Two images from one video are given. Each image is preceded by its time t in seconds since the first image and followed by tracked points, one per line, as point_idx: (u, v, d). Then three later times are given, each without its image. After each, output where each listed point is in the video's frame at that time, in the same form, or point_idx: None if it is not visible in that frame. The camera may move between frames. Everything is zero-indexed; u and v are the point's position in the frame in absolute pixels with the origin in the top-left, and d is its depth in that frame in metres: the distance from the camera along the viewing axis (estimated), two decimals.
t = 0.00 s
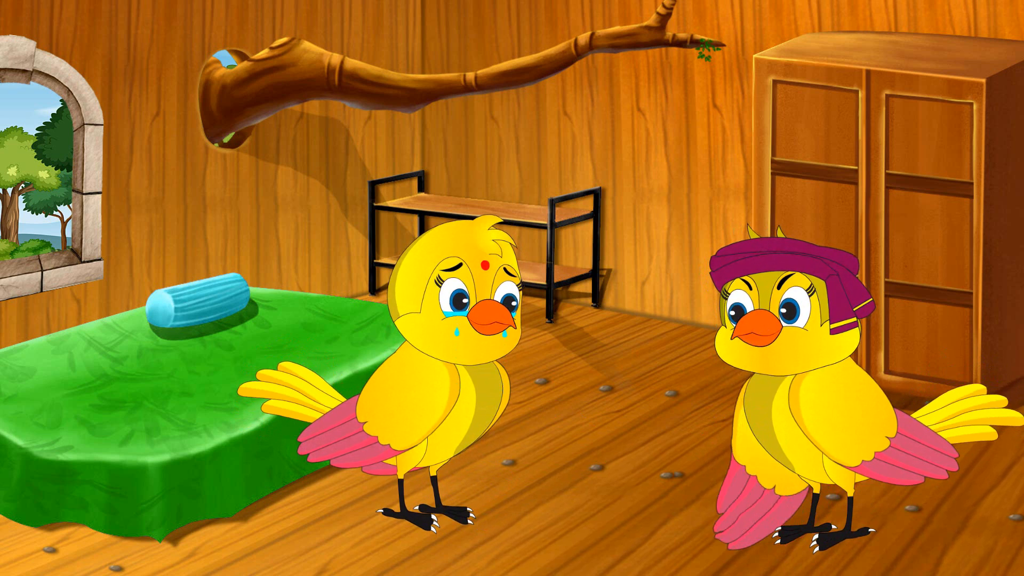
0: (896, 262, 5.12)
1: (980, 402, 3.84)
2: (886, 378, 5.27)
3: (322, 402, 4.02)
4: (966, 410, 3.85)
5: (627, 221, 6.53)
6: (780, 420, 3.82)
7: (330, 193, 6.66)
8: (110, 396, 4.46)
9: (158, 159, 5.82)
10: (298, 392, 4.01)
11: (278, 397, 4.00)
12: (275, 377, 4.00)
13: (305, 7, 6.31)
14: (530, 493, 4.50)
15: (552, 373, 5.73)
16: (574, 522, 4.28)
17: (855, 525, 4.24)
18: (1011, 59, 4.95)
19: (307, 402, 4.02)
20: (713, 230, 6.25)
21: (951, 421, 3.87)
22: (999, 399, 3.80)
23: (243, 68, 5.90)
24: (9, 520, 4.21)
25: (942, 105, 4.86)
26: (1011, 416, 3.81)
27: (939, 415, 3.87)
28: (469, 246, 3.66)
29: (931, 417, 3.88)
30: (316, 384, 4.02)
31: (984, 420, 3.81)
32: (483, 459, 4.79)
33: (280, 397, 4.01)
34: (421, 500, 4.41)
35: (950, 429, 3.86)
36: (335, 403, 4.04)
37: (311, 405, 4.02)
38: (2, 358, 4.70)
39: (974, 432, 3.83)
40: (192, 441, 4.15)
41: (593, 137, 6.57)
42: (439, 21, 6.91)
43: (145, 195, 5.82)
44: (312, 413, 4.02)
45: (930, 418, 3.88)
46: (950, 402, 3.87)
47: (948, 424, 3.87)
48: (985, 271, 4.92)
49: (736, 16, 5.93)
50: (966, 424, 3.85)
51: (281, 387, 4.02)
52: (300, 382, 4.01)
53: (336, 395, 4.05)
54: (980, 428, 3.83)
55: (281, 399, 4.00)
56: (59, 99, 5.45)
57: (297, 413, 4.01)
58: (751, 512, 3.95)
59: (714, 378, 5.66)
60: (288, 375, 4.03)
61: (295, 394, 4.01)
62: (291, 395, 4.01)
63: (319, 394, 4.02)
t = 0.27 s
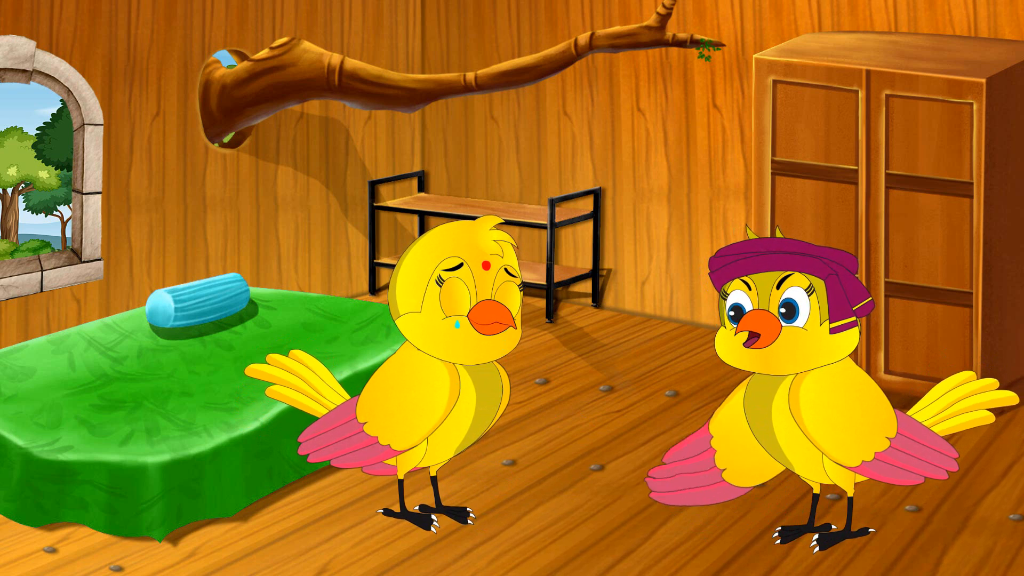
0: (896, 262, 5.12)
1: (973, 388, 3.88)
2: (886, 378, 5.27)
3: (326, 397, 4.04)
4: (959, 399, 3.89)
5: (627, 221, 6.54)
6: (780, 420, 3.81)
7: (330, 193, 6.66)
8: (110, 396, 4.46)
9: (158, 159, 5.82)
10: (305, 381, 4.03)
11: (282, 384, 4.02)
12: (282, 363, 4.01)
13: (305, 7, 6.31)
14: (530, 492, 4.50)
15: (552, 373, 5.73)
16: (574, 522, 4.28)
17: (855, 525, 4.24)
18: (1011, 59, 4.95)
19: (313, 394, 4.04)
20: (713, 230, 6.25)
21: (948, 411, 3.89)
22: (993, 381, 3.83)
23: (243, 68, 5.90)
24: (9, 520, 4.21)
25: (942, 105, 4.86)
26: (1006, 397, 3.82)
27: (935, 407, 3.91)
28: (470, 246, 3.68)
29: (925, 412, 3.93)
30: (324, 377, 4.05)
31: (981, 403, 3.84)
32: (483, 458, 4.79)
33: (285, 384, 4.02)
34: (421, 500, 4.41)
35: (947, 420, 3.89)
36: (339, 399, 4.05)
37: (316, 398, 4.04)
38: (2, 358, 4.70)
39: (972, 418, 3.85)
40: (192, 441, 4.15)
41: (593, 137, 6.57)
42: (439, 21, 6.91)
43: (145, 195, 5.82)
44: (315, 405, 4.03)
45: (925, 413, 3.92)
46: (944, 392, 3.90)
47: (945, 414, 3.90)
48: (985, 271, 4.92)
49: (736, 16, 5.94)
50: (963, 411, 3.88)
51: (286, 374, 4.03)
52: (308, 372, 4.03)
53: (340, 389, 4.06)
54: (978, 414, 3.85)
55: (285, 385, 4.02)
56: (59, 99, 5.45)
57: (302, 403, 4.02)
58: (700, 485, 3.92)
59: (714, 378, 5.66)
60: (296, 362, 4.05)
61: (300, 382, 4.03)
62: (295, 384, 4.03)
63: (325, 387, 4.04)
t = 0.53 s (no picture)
0: (896, 262, 5.12)
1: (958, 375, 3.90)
2: (886, 378, 5.27)
3: (327, 393, 4.03)
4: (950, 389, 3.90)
5: (627, 221, 6.54)
6: (780, 420, 3.81)
7: (330, 193, 6.66)
8: (110, 396, 4.46)
9: (158, 159, 5.82)
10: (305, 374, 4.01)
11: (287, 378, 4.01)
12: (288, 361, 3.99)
13: (305, 7, 6.31)
14: (530, 492, 4.50)
15: (552, 373, 5.73)
16: (574, 522, 4.28)
17: (855, 525, 4.24)
18: (1011, 59, 4.95)
19: (314, 390, 4.02)
20: (713, 230, 6.25)
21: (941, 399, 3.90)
22: (981, 364, 3.89)
23: (243, 68, 5.90)
24: (9, 520, 4.21)
25: (942, 105, 4.86)
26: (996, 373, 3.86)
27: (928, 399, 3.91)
28: (472, 246, 3.68)
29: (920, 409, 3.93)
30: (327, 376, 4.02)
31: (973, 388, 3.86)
32: (483, 458, 4.79)
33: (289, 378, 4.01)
34: (421, 500, 4.41)
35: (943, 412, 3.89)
36: (339, 396, 4.04)
37: (317, 393, 4.03)
38: (2, 358, 4.70)
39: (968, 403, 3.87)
40: (192, 441, 4.15)
41: (593, 137, 6.57)
42: (439, 21, 6.91)
43: (145, 195, 5.82)
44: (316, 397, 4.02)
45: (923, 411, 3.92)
46: (936, 384, 3.91)
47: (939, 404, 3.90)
48: (985, 271, 4.92)
49: (736, 16, 5.94)
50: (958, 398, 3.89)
51: (291, 367, 4.01)
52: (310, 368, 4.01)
53: (338, 385, 4.04)
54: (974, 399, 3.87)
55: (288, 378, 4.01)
56: (59, 99, 5.45)
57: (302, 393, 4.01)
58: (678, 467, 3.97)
59: (714, 378, 5.66)
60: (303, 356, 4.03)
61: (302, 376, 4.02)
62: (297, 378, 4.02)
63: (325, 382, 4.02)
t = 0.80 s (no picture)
0: (896, 262, 5.12)
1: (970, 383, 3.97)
2: (886, 378, 5.27)
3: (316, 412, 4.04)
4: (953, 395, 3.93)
5: (627, 221, 6.53)
6: (780, 420, 3.81)
7: (330, 193, 6.66)
8: (110, 396, 4.46)
9: (158, 159, 5.82)
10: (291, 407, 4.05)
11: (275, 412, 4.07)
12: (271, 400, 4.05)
13: (305, 7, 6.31)
14: (530, 493, 4.50)
15: (552, 373, 5.73)
16: (574, 522, 4.28)
17: (855, 525, 4.24)
18: (1011, 59, 4.95)
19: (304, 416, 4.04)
20: (713, 230, 6.25)
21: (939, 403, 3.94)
22: (989, 372, 4.01)
23: (243, 68, 5.90)
24: (9, 520, 4.21)
25: (942, 105, 4.86)
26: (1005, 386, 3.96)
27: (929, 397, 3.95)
28: (473, 246, 3.68)
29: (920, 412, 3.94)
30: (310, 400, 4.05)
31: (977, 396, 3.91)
32: (483, 459, 4.79)
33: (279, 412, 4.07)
34: (421, 500, 4.41)
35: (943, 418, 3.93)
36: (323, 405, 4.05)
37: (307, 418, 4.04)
38: (2, 358, 4.70)
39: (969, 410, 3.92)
40: (192, 441, 4.15)
41: (593, 137, 6.57)
42: (439, 21, 6.91)
43: (145, 195, 5.82)
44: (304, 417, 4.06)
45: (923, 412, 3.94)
46: (943, 384, 3.93)
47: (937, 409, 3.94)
48: (985, 271, 4.92)
49: (736, 16, 5.94)
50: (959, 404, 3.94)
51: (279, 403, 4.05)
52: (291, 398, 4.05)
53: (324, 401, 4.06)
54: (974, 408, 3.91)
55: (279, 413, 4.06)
56: (59, 99, 5.45)
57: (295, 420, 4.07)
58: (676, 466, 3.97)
59: (714, 378, 5.66)
60: (291, 383, 4.11)
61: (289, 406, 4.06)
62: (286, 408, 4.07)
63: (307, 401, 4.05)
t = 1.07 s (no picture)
0: (896, 262, 5.12)
1: (993, 414, 3.98)
2: (886, 378, 5.27)
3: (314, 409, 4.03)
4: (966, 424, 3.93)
5: (627, 221, 6.53)
6: (780, 420, 3.81)
7: (330, 193, 6.66)
8: (110, 396, 4.46)
9: (158, 159, 5.82)
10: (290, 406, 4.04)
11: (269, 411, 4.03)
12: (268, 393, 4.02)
13: (305, 7, 6.31)
14: (530, 492, 4.50)
15: (552, 373, 5.73)
16: (574, 522, 4.28)
17: (855, 525, 4.24)
18: (1011, 59, 4.95)
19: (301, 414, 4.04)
20: (713, 230, 6.25)
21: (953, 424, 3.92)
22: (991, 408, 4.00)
23: (243, 68, 5.90)
24: (9, 520, 4.21)
25: (942, 105, 4.86)
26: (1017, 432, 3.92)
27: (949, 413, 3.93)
28: (474, 247, 3.67)
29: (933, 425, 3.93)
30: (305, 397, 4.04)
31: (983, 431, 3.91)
32: (483, 459, 4.79)
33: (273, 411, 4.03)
34: (421, 500, 4.41)
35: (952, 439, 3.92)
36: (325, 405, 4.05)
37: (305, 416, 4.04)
38: (2, 358, 4.70)
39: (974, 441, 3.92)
40: (192, 441, 4.15)
41: (593, 137, 6.57)
42: (439, 21, 6.91)
43: (145, 195, 5.82)
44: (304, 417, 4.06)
45: (935, 424, 3.92)
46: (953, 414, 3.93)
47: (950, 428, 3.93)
48: (985, 271, 4.92)
49: (736, 16, 5.94)
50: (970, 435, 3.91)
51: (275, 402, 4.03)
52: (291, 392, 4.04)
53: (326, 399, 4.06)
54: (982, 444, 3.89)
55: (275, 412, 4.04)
56: (59, 99, 5.45)
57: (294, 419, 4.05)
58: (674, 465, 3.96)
59: (714, 378, 5.66)
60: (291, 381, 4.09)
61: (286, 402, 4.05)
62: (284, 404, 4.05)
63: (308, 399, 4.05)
